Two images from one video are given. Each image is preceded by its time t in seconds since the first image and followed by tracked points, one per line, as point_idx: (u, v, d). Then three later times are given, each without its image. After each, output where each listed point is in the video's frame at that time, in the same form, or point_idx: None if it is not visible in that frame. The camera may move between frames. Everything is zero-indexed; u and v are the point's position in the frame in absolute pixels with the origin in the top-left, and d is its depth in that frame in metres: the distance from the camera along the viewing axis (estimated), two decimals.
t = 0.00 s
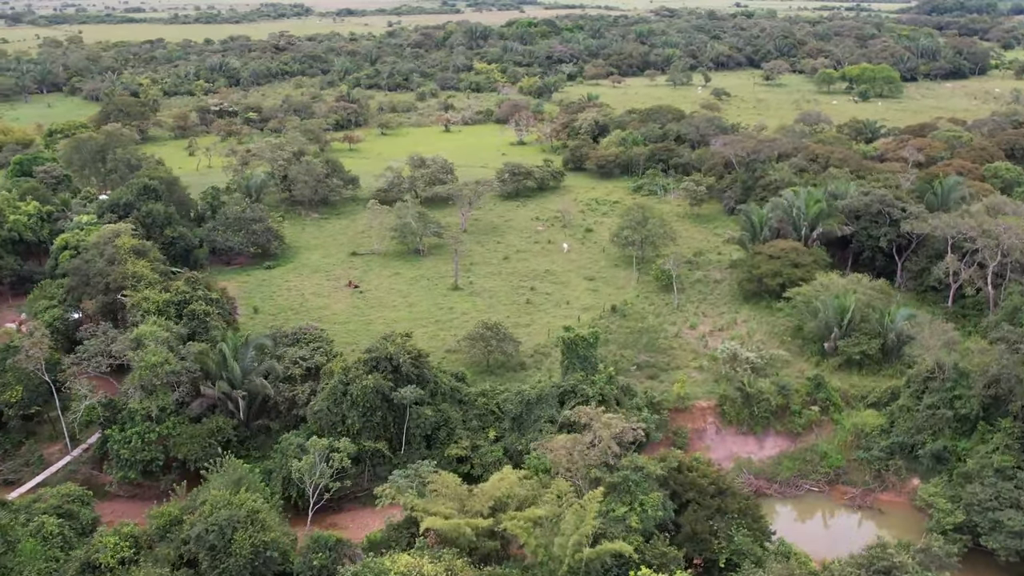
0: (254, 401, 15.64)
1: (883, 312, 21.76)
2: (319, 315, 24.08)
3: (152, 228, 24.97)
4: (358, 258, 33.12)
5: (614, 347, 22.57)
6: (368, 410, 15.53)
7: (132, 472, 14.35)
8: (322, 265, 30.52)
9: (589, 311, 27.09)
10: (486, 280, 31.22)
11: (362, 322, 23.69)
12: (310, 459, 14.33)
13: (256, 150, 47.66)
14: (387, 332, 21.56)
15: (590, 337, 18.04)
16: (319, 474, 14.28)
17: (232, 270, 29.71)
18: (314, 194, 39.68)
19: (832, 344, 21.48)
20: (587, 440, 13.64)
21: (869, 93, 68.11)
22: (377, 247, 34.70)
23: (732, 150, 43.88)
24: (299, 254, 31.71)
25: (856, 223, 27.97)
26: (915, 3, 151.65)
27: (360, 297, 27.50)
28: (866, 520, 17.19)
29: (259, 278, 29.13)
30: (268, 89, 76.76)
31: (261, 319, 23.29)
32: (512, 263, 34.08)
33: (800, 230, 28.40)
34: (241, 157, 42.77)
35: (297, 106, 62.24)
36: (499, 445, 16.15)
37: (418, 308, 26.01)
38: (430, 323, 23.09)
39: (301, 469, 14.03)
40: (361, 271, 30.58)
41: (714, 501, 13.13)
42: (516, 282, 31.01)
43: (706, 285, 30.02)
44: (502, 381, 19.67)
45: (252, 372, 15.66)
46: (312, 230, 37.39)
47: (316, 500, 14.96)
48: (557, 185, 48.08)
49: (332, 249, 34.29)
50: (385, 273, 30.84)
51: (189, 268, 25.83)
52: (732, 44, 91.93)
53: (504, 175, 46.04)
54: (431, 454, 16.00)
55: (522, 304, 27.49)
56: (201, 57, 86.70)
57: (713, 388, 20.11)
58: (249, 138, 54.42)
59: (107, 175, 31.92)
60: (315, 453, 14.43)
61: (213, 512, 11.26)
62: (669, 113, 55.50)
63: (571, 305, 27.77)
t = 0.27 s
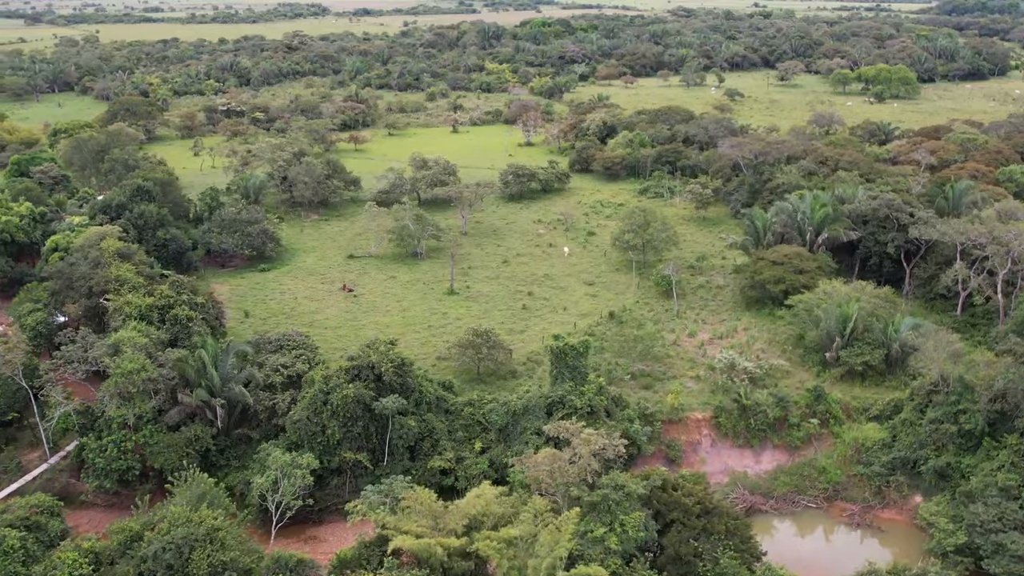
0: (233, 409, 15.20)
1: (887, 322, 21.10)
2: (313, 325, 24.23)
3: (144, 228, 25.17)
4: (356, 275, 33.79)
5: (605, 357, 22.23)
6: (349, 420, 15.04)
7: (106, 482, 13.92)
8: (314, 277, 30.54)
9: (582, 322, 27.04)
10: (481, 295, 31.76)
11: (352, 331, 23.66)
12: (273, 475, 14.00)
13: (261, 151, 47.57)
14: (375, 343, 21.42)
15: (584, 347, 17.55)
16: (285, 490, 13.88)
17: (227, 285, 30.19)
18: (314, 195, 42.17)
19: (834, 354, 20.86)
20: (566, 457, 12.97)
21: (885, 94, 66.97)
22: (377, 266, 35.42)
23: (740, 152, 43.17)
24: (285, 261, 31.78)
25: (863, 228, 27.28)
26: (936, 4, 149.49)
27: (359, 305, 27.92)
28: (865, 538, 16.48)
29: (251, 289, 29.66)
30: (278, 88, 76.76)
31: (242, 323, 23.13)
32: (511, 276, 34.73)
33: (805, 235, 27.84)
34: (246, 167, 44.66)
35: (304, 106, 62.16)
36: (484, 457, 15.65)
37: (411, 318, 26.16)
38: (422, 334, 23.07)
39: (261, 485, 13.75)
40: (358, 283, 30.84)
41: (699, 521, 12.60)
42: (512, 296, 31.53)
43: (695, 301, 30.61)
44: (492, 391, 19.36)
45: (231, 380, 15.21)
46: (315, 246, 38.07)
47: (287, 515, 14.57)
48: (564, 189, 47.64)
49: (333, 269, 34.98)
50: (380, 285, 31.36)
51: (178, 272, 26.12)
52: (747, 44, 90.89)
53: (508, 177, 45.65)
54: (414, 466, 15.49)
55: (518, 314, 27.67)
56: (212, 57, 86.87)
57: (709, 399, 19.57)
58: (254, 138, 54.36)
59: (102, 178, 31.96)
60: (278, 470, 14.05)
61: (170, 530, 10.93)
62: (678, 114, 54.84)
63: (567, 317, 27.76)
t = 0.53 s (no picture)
0: (225, 415, 15.02)
1: (906, 334, 20.33)
2: (316, 338, 24.43)
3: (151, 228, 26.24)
4: (360, 284, 34.14)
5: (605, 367, 21.95)
6: (340, 429, 14.72)
7: (93, 488, 13.75)
8: (315, 292, 31.23)
9: (588, 332, 26.86)
10: (488, 303, 31.82)
11: (354, 342, 23.69)
12: (255, 486, 13.64)
13: (280, 151, 47.73)
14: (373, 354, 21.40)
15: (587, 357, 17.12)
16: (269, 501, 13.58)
17: (230, 295, 30.14)
18: (328, 195, 44.62)
19: (849, 367, 20.20)
20: (551, 475, 12.42)
21: (918, 96, 65.30)
22: (387, 273, 36.57)
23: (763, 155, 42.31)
24: (289, 280, 32.84)
25: (886, 235, 26.45)
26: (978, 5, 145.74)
27: (368, 315, 28.21)
28: (877, 562, 15.77)
29: (257, 292, 30.49)
30: (304, 88, 77.12)
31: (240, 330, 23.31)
32: (522, 285, 34.81)
33: (825, 242, 27.21)
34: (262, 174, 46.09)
35: (327, 105, 62.41)
36: (480, 469, 15.23)
37: (415, 327, 26.30)
38: (425, 347, 23.09)
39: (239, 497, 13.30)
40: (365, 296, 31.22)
41: (693, 543, 12.19)
42: (517, 306, 31.46)
43: (707, 309, 30.15)
44: (493, 400, 19.10)
45: (224, 386, 15.06)
46: (329, 257, 38.89)
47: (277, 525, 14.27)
48: (584, 194, 47.19)
49: (344, 278, 35.39)
50: (385, 294, 31.90)
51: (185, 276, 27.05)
52: (778, 45, 89.38)
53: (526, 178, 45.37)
54: (408, 476, 15.13)
55: (527, 324, 27.76)
56: (240, 56, 87.64)
57: (717, 412, 19.00)
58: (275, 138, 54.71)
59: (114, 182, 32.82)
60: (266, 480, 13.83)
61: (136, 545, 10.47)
62: (703, 116, 53.99)
63: (575, 327, 27.61)
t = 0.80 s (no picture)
0: (241, 417, 14.98)
1: (952, 351, 19.32)
2: (343, 341, 24.37)
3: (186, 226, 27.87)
4: (391, 287, 34.10)
5: (633, 378, 21.36)
6: (354, 436, 14.50)
7: (108, 488, 13.82)
8: (345, 294, 31.45)
9: (620, 340, 26.24)
10: (520, 308, 31.45)
11: (379, 346, 23.59)
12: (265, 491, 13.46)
13: (325, 150, 48.32)
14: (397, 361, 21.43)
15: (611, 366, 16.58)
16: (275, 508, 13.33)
17: (261, 296, 30.39)
18: (366, 195, 45.02)
19: (889, 384, 19.28)
20: (557, 498, 12.16)
21: (983, 100, 62.66)
22: (421, 275, 36.54)
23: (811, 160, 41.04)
24: (322, 286, 33.14)
25: (936, 245, 25.26)
26: None
27: (397, 319, 28.10)
28: None
29: (288, 293, 30.86)
30: (355, 87, 78.01)
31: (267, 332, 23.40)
32: (554, 289, 34.31)
33: (870, 251, 26.03)
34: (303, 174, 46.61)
35: (375, 105, 63.00)
36: (497, 481, 14.83)
37: (442, 332, 26.14)
38: (449, 354, 22.85)
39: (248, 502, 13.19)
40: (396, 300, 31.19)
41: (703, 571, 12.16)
42: (546, 311, 31.01)
43: (744, 318, 29.23)
44: (515, 408, 18.71)
45: (239, 389, 15.00)
46: (364, 257, 39.10)
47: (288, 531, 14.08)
48: (626, 198, 46.54)
49: (374, 280, 35.43)
50: (416, 298, 31.80)
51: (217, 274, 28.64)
52: (837, 46, 86.95)
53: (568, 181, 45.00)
54: (423, 486, 14.81)
55: (557, 331, 27.32)
56: (295, 55, 89.17)
57: (746, 427, 18.31)
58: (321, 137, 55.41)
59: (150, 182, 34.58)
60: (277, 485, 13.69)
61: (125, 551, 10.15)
62: (752, 119, 52.76)
63: (607, 334, 27.06)
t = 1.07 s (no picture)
0: (257, 421, 14.98)
1: (1004, 372, 18.20)
2: (371, 345, 24.29)
3: (223, 225, 29.38)
4: (425, 291, 34.01)
5: (663, 391, 20.74)
6: (368, 444, 14.26)
7: (122, 488, 13.96)
8: (379, 297, 31.59)
9: (655, 350, 25.60)
10: (553, 315, 30.98)
11: (407, 352, 23.45)
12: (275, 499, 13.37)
13: (373, 150, 48.75)
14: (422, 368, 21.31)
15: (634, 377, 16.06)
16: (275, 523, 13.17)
17: (294, 297, 30.59)
18: (409, 195, 45.21)
19: (934, 405, 18.26)
20: (560, 519, 12.24)
21: None
22: (457, 277, 36.39)
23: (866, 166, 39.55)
24: (357, 287, 33.22)
25: (992, 258, 23.96)
26: None
27: (429, 324, 27.97)
28: None
29: (322, 295, 31.15)
30: (410, 86, 78.59)
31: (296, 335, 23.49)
32: (589, 295, 33.74)
33: (920, 262, 24.83)
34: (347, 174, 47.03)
35: (426, 104, 63.35)
36: (514, 495, 14.42)
37: (473, 338, 25.92)
38: (477, 363, 22.59)
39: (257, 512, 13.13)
40: (429, 304, 31.11)
41: None
42: (577, 319, 30.50)
43: (785, 330, 28.20)
44: (538, 419, 18.30)
45: (255, 393, 14.96)
46: (401, 258, 39.25)
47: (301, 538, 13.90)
48: (677, 202, 45.67)
49: (409, 283, 35.42)
50: (449, 301, 31.65)
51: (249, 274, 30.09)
52: (903, 49, 84.08)
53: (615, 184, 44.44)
54: (439, 498, 14.49)
55: (589, 339, 26.80)
56: (351, 54, 90.45)
57: (779, 447, 17.51)
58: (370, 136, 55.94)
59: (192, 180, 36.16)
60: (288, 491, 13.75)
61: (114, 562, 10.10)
62: (808, 123, 51.27)
63: (642, 343, 26.43)
